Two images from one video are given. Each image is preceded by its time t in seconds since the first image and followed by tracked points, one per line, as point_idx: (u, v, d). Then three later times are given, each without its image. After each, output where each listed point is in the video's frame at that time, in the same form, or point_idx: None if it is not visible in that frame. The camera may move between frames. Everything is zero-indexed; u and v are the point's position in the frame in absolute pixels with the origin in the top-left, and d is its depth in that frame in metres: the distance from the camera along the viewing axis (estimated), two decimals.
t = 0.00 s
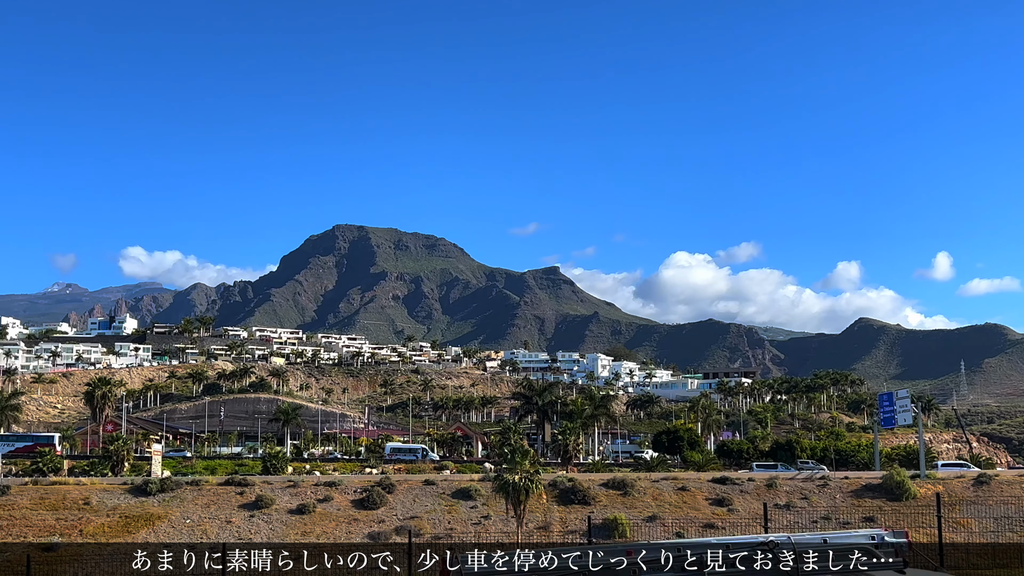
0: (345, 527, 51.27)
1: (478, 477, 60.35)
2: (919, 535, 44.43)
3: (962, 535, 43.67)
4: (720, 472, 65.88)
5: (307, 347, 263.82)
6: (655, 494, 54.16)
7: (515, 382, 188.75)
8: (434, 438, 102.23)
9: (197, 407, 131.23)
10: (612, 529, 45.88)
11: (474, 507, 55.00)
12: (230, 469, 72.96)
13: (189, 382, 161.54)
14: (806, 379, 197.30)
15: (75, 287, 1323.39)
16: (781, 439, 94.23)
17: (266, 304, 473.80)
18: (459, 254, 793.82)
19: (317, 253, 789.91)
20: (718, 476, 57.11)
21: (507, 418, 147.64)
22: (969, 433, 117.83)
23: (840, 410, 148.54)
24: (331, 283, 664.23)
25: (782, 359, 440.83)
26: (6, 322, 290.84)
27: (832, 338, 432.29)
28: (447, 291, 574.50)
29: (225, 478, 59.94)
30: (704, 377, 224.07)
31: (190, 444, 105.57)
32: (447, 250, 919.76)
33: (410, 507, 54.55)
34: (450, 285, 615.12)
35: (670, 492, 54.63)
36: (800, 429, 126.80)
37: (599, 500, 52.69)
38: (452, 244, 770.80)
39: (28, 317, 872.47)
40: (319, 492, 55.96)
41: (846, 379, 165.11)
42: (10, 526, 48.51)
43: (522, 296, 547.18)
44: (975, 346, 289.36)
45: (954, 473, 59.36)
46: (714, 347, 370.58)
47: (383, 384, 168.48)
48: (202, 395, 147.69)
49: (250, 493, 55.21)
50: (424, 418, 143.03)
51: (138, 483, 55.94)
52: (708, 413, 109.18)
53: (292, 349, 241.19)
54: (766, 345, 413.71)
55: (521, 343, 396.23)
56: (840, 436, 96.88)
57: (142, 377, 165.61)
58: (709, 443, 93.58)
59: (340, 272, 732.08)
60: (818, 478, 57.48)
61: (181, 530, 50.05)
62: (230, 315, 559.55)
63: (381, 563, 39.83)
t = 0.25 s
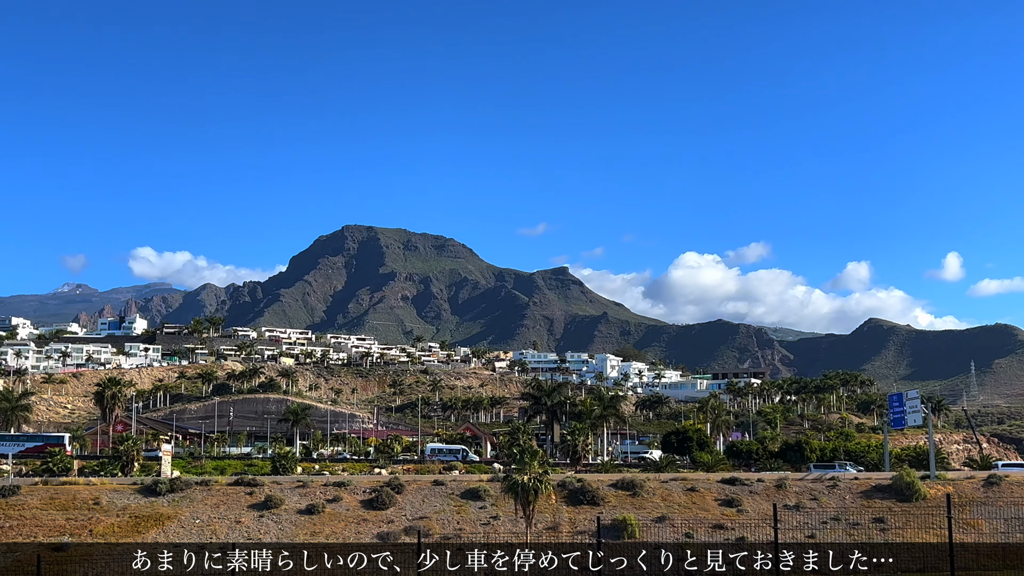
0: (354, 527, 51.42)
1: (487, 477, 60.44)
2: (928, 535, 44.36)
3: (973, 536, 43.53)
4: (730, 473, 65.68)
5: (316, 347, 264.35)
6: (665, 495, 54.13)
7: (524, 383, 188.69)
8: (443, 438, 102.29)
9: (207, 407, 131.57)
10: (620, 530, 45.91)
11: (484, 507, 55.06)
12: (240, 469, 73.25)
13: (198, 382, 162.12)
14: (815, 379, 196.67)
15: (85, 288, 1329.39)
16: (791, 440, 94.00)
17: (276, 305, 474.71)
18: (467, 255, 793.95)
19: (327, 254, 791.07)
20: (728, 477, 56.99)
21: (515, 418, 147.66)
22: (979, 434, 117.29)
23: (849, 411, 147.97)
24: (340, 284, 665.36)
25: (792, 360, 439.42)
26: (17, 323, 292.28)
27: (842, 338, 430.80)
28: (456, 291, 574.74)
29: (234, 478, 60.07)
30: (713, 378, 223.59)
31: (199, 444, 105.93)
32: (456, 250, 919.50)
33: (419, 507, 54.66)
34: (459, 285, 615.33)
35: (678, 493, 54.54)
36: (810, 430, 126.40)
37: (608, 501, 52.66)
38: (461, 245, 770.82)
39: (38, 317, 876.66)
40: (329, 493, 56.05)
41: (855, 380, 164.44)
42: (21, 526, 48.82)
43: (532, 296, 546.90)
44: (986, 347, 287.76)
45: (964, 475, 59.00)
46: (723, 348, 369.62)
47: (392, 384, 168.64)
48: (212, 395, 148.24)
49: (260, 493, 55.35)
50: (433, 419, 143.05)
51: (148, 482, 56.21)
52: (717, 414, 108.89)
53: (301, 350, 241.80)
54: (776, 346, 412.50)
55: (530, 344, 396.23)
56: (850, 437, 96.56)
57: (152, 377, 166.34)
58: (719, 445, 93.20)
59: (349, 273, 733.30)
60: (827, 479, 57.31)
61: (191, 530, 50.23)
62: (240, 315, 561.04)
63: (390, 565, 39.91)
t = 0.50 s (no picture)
0: (363, 527, 51.47)
1: (495, 478, 60.44)
2: (938, 536, 44.20)
3: (983, 537, 43.25)
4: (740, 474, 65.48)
5: (325, 348, 264.87)
6: (674, 496, 54.02)
7: (533, 383, 188.67)
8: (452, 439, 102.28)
9: (216, 407, 132.09)
10: (630, 531, 45.82)
11: (493, 508, 55.08)
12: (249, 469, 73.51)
13: (208, 383, 162.79)
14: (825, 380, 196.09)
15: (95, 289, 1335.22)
16: (800, 440, 93.74)
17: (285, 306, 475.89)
18: (476, 255, 794.41)
19: (336, 254, 792.51)
20: (737, 478, 56.84)
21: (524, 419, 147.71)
22: (989, 435, 116.75)
23: (859, 411, 147.49)
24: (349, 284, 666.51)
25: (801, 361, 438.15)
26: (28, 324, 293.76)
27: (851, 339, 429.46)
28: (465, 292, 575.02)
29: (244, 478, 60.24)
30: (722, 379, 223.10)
31: (209, 445, 106.28)
32: (464, 251, 919.95)
33: (428, 508, 54.70)
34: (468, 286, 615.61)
35: (688, 494, 54.42)
36: (819, 431, 126.06)
37: (617, 502, 52.58)
38: (470, 245, 771.20)
39: (49, 318, 881.38)
40: (338, 494, 56.14)
41: (865, 381, 163.82)
42: (31, 526, 49.08)
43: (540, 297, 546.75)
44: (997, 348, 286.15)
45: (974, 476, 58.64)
46: (733, 348, 368.68)
47: (401, 385, 168.88)
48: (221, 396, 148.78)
49: (269, 494, 55.47)
50: (442, 420, 143.06)
51: (158, 483, 56.46)
52: (727, 415, 108.74)
53: (310, 350, 242.39)
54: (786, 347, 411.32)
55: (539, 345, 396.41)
56: (860, 438, 96.22)
57: (162, 377, 167.07)
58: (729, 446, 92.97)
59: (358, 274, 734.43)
60: (836, 480, 57.09)
61: (200, 530, 50.43)
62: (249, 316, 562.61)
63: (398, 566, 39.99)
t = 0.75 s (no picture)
0: (372, 528, 51.57)
1: (505, 479, 60.48)
2: (948, 537, 44.07)
3: (993, 539, 43.06)
4: (750, 475, 65.33)
5: (334, 349, 265.39)
6: (683, 497, 53.93)
7: (542, 384, 188.53)
8: (461, 440, 102.37)
9: (226, 408, 132.61)
10: (639, 531, 45.81)
11: (502, 509, 55.15)
12: (258, 470, 73.73)
13: (217, 384, 163.41)
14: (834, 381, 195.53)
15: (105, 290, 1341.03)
16: (809, 441, 93.48)
17: (295, 307, 476.83)
18: (485, 256, 794.72)
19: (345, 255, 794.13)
20: (746, 479, 56.74)
21: (532, 420, 147.72)
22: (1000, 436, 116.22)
23: (869, 412, 147.03)
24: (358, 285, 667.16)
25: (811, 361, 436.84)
26: (39, 324, 295.48)
27: (861, 339, 428.04)
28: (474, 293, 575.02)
29: (254, 478, 60.37)
30: (731, 380, 222.35)
31: (218, 446, 106.57)
32: (473, 251, 920.28)
33: (437, 509, 54.74)
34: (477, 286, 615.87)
35: (697, 495, 54.32)
36: (828, 432, 125.77)
37: (626, 503, 52.55)
38: (479, 246, 771.59)
39: (60, 318, 886.20)
40: (347, 495, 56.26)
41: (874, 382, 163.34)
42: (41, 527, 49.35)
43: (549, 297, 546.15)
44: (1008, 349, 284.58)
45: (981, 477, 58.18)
46: (742, 349, 367.72)
47: (410, 385, 169.13)
48: (231, 397, 149.20)
49: (276, 495, 55.65)
50: (452, 420, 143.14)
51: (168, 483, 56.69)
52: (736, 415, 108.47)
53: (319, 351, 243.05)
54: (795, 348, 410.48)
55: (548, 346, 396.22)
56: (868, 438, 96.08)
57: (171, 378, 167.70)
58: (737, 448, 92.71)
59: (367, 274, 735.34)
60: (846, 481, 56.92)
61: (209, 531, 50.61)
62: (258, 317, 563.41)
63: (407, 568, 39.95)
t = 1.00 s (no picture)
0: (381, 529, 51.63)
1: (514, 480, 60.53)
2: (959, 539, 43.82)
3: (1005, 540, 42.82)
4: (759, 476, 65.20)
5: (344, 350, 265.93)
6: (692, 499, 53.76)
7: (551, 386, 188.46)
8: (471, 441, 102.46)
9: (235, 410, 133.12)
10: (648, 533, 45.72)
11: (511, 510, 55.16)
12: (268, 472, 73.94)
13: (227, 385, 164.00)
14: (844, 382, 194.88)
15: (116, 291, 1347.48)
16: (820, 443, 93.23)
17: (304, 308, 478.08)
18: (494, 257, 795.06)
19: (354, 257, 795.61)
20: (756, 481, 56.58)
21: (541, 421, 147.77)
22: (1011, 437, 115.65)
23: (879, 414, 146.56)
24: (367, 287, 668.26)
25: (821, 363, 435.44)
26: (50, 326, 297.16)
27: (871, 340, 426.50)
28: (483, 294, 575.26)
29: (264, 480, 60.54)
30: (740, 381, 221.80)
31: (228, 447, 106.87)
32: (482, 253, 920.47)
33: (446, 510, 54.80)
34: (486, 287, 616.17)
35: (706, 496, 54.18)
36: (839, 433, 125.42)
37: (635, 504, 52.50)
38: (488, 247, 772.10)
39: (71, 320, 890.24)
40: (356, 496, 56.36)
41: (884, 383, 162.72)
42: (52, 528, 49.59)
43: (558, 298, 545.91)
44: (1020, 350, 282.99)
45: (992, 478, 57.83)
46: (751, 350, 366.96)
47: (419, 386, 169.40)
48: (240, 398, 149.71)
49: (286, 496, 55.84)
50: (461, 421, 143.37)
51: (177, 484, 56.94)
52: (746, 417, 108.27)
53: (329, 352, 243.77)
54: (805, 349, 409.18)
55: (557, 347, 395.82)
56: (878, 439, 95.75)
57: (181, 379, 168.31)
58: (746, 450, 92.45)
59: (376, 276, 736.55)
60: (856, 482, 56.73)
61: (219, 531, 50.80)
62: (268, 317, 564.96)
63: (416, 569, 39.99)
